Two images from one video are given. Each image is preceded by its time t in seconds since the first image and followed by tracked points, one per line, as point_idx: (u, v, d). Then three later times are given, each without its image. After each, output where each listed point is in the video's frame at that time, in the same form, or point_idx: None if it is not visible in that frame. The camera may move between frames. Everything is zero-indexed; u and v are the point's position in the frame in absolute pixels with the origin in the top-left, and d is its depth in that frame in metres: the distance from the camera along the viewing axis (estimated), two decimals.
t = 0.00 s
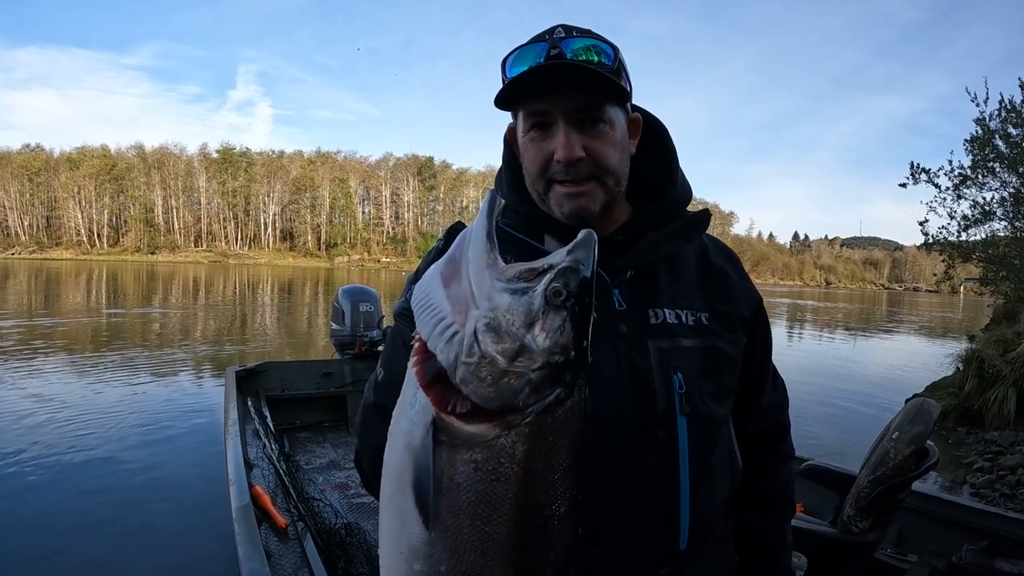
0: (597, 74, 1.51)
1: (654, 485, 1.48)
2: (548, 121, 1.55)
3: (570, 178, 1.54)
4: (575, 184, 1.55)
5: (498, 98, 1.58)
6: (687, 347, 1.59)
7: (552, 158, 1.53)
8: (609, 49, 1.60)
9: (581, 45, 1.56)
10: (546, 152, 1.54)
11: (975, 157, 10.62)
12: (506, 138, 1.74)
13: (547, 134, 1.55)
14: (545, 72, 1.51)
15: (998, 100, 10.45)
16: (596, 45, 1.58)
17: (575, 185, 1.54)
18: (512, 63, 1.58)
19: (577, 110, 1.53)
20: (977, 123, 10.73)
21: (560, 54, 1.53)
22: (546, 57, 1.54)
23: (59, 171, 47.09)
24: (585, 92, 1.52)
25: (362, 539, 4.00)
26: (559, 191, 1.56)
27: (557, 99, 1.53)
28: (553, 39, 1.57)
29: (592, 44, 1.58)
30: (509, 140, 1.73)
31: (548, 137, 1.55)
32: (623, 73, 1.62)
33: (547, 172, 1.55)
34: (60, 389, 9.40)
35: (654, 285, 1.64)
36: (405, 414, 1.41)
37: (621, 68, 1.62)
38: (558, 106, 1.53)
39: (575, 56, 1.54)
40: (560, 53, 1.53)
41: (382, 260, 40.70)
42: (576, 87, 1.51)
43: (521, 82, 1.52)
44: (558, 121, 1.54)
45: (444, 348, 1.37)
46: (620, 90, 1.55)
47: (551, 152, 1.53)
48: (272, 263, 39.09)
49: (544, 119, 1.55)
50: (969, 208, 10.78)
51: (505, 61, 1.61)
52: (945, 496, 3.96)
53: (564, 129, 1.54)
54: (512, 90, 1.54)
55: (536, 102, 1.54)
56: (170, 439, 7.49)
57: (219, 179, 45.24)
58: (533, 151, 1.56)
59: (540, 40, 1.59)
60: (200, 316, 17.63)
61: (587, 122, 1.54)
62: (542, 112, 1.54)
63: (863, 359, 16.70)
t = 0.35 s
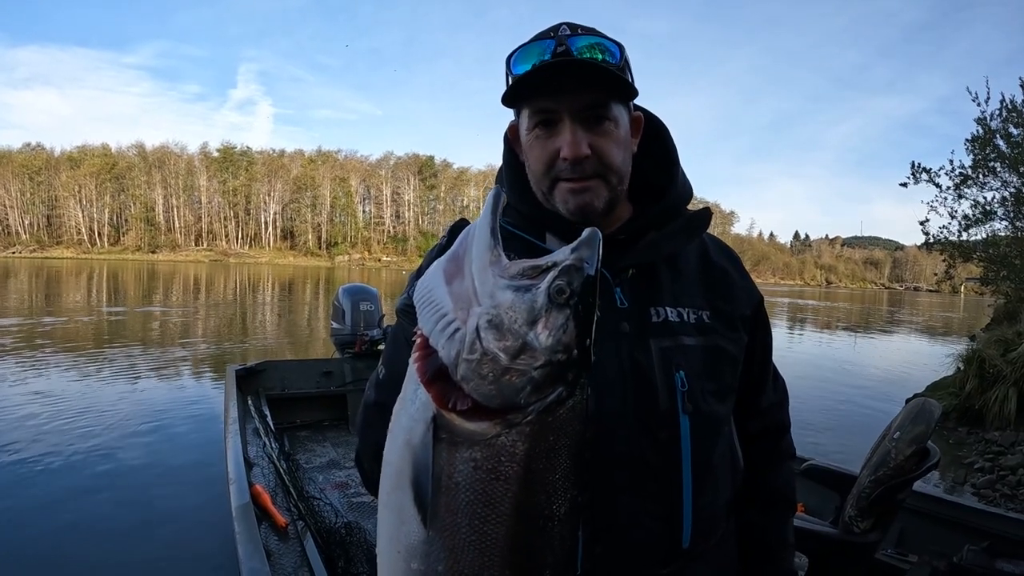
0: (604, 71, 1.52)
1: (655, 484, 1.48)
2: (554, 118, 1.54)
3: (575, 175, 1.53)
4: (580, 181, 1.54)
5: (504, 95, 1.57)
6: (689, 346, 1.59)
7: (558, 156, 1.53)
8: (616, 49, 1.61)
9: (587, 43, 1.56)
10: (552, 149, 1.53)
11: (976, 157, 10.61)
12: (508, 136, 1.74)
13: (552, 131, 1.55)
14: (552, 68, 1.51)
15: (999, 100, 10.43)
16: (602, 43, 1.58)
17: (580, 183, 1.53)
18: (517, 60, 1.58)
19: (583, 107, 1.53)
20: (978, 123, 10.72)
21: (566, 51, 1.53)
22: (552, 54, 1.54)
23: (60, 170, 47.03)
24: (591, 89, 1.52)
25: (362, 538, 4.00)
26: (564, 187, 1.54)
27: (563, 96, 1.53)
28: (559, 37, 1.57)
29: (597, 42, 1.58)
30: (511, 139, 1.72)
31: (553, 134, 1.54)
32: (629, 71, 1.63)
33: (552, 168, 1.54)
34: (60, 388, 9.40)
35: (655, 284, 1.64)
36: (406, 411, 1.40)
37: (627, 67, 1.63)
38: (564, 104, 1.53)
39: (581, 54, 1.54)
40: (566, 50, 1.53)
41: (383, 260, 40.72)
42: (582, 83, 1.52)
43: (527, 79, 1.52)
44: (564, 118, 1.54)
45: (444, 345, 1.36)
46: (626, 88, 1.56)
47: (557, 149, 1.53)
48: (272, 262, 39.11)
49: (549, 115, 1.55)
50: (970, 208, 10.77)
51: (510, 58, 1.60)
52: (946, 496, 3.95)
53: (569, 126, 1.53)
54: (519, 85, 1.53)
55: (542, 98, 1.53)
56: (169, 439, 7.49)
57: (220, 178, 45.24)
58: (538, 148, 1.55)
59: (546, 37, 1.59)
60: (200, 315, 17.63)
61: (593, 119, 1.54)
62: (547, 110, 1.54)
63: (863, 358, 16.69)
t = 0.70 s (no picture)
0: (637, 76, 1.55)
1: (658, 488, 1.48)
2: (587, 125, 1.54)
3: (608, 181, 1.55)
4: (613, 190, 1.56)
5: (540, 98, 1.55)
6: (691, 350, 1.59)
7: (595, 162, 1.54)
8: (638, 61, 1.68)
9: (615, 52, 1.62)
10: (587, 157, 1.54)
11: (977, 158, 10.61)
12: (515, 143, 1.70)
13: (587, 138, 1.55)
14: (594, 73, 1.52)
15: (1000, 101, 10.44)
16: (626, 53, 1.64)
17: (613, 191, 1.55)
18: (547, 63, 1.58)
19: (617, 116, 1.57)
20: (978, 124, 10.72)
21: (601, 59, 1.57)
22: (587, 61, 1.57)
23: (61, 173, 47.05)
24: (626, 98, 1.56)
25: (364, 542, 3.98)
26: (595, 194, 1.55)
27: (600, 103, 1.54)
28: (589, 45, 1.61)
29: (623, 53, 1.64)
30: (519, 146, 1.69)
31: (588, 141, 1.55)
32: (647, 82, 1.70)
33: (585, 175, 1.54)
34: (61, 391, 9.40)
35: (656, 288, 1.64)
36: (413, 420, 1.42)
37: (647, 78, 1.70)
38: (600, 112, 1.55)
39: (614, 62, 1.59)
40: (602, 57, 1.58)
41: (384, 263, 40.75)
42: (621, 92, 1.55)
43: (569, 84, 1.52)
44: (600, 123, 1.55)
45: (451, 356, 1.36)
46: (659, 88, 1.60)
47: (593, 155, 1.54)
48: (274, 265, 39.13)
49: (584, 122, 1.55)
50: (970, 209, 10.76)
51: (537, 62, 1.60)
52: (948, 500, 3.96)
53: (605, 133, 1.55)
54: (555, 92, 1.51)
55: (580, 103, 1.53)
56: (170, 442, 7.48)
57: (221, 181, 45.28)
58: (570, 155, 1.55)
59: (575, 44, 1.60)
60: (200, 318, 17.62)
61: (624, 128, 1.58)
62: (583, 116, 1.54)
63: (864, 360, 16.68)
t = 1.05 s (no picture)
0: (648, 93, 1.55)
1: (662, 497, 1.48)
2: (594, 137, 1.56)
3: (609, 196, 1.55)
4: (611, 204, 1.56)
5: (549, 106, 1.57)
6: (694, 361, 1.60)
7: (595, 175, 1.54)
8: (656, 78, 1.67)
9: (632, 68, 1.61)
10: (589, 169, 1.55)
11: (979, 161, 10.61)
12: (526, 145, 1.73)
13: (591, 150, 1.56)
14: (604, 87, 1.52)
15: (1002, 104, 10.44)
16: (644, 69, 1.63)
17: (611, 205, 1.56)
18: (563, 72, 1.59)
19: (625, 132, 1.57)
20: (981, 127, 10.72)
21: (616, 73, 1.57)
22: (602, 74, 1.56)
23: (65, 179, 47.19)
24: (636, 116, 1.56)
25: (367, 549, 3.97)
26: (594, 208, 1.56)
27: (608, 118, 1.54)
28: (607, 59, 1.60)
29: (641, 68, 1.63)
30: (531, 149, 1.72)
31: (592, 153, 1.56)
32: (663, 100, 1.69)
33: (586, 187, 1.56)
34: (64, 396, 9.42)
35: (660, 301, 1.65)
36: (429, 439, 1.44)
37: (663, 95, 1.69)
38: (608, 126, 1.55)
39: (629, 78, 1.58)
40: (617, 72, 1.57)
41: (386, 268, 40.78)
42: (631, 107, 1.54)
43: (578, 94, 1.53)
44: (606, 137, 1.56)
45: (470, 378, 1.38)
46: (668, 109, 1.60)
47: (594, 168, 1.55)
48: (276, 271, 39.17)
49: (589, 133, 1.56)
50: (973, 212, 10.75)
51: (554, 69, 1.61)
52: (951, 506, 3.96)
53: (609, 147, 1.55)
54: (564, 102, 1.53)
55: (587, 115, 1.54)
56: (173, 447, 7.50)
57: (223, 186, 45.38)
58: (574, 165, 1.56)
59: (594, 56, 1.61)
60: (203, 323, 17.64)
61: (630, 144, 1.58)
62: (590, 127, 1.55)
63: (867, 364, 16.64)
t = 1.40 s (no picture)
0: (652, 97, 1.56)
1: (666, 502, 1.48)
2: (601, 144, 1.56)
3: (620, 201, 1.56)
4: (622, 209, 1.56)
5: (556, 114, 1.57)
6: (696, 365, 1.60)
7: (606, 180, 1.54)
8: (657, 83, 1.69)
9: (634, 74, 1.63)
10: (600, 173, 1.55)
11: (979, 163, 10.61)
12: (530, 155, 1.72)
13: (600, 156, 1.56)
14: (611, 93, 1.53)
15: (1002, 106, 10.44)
16: (645, 75, 1.65)
17: (622, 210, 1.56)
18: (566, 80, 1.60)
19: (632, 138, 1.58)
20: (981, 129, 10.73)
21: (620, 80, 1.59)
22: (605, 81, 1.58)
23: (66, 181, 47.21)
24: (643, 122, 1.58)
25: (368, 552, 3.98)
26: (605, 213, 1.56)
27: (616, 123, 1.55)
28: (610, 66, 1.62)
29: (642, 75, 1.65)
30: (534, 158, 1.71)
31: (601, 158, 1.56)
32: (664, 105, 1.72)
33: (596, 193, 1.55)
34: (65, 398, 9.42)
35: (664, 304, 1.66)
36: (437, 441, 1.43)
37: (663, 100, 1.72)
38: (616, 131, 1.56)
39: (633, 84, 1.60)
40: (620, 79, 1.59)
41: (387, 271, 40.77)
42: (638, 114, 1.56)
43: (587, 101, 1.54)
44: (615, 143, 1.56)
45: (480, 379, 1.37)
46: (672, 112, 1.62)
47: (605, 173, 1.55)
48: (277, 274, 39.17)
49: (599, 140, 1.56)
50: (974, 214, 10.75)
51: (558, 76, 1.61)
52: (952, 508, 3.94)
53: (619, 153, 1.56)
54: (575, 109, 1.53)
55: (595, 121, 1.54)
56: (174, 449, 7.50)
57: (225, 189, 45.43)
58: (585, 173, 1.56)
59: (597, 62, 1.62)
60: (204, 326, 17.66)
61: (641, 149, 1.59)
62: (599, 134, 1.55)
63: (868, 367, 16.63)
